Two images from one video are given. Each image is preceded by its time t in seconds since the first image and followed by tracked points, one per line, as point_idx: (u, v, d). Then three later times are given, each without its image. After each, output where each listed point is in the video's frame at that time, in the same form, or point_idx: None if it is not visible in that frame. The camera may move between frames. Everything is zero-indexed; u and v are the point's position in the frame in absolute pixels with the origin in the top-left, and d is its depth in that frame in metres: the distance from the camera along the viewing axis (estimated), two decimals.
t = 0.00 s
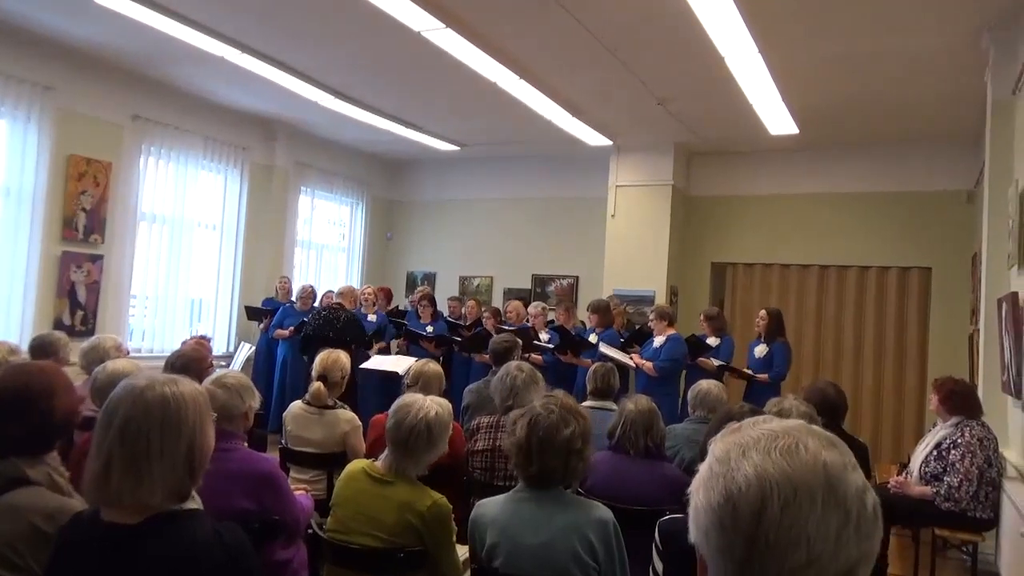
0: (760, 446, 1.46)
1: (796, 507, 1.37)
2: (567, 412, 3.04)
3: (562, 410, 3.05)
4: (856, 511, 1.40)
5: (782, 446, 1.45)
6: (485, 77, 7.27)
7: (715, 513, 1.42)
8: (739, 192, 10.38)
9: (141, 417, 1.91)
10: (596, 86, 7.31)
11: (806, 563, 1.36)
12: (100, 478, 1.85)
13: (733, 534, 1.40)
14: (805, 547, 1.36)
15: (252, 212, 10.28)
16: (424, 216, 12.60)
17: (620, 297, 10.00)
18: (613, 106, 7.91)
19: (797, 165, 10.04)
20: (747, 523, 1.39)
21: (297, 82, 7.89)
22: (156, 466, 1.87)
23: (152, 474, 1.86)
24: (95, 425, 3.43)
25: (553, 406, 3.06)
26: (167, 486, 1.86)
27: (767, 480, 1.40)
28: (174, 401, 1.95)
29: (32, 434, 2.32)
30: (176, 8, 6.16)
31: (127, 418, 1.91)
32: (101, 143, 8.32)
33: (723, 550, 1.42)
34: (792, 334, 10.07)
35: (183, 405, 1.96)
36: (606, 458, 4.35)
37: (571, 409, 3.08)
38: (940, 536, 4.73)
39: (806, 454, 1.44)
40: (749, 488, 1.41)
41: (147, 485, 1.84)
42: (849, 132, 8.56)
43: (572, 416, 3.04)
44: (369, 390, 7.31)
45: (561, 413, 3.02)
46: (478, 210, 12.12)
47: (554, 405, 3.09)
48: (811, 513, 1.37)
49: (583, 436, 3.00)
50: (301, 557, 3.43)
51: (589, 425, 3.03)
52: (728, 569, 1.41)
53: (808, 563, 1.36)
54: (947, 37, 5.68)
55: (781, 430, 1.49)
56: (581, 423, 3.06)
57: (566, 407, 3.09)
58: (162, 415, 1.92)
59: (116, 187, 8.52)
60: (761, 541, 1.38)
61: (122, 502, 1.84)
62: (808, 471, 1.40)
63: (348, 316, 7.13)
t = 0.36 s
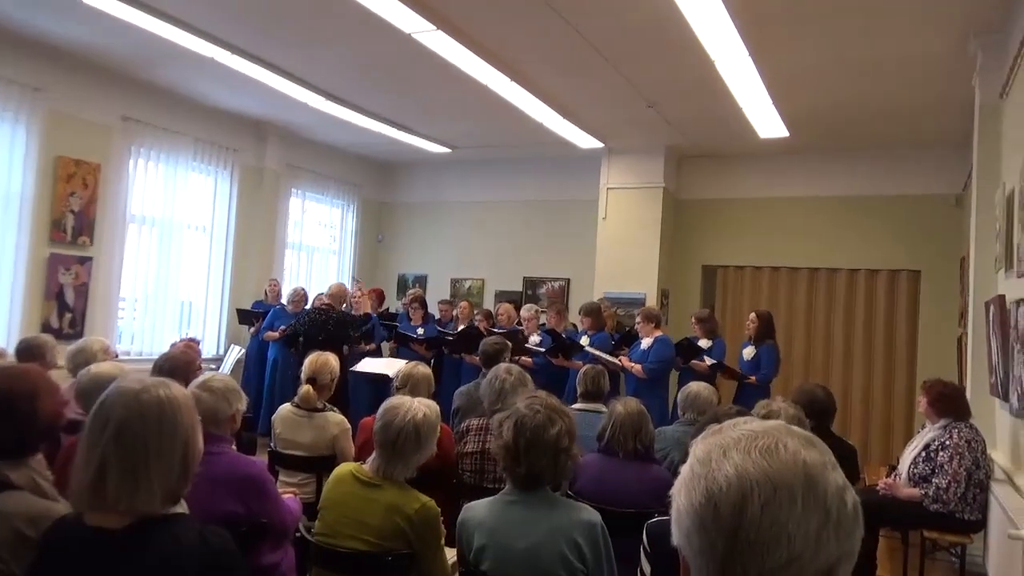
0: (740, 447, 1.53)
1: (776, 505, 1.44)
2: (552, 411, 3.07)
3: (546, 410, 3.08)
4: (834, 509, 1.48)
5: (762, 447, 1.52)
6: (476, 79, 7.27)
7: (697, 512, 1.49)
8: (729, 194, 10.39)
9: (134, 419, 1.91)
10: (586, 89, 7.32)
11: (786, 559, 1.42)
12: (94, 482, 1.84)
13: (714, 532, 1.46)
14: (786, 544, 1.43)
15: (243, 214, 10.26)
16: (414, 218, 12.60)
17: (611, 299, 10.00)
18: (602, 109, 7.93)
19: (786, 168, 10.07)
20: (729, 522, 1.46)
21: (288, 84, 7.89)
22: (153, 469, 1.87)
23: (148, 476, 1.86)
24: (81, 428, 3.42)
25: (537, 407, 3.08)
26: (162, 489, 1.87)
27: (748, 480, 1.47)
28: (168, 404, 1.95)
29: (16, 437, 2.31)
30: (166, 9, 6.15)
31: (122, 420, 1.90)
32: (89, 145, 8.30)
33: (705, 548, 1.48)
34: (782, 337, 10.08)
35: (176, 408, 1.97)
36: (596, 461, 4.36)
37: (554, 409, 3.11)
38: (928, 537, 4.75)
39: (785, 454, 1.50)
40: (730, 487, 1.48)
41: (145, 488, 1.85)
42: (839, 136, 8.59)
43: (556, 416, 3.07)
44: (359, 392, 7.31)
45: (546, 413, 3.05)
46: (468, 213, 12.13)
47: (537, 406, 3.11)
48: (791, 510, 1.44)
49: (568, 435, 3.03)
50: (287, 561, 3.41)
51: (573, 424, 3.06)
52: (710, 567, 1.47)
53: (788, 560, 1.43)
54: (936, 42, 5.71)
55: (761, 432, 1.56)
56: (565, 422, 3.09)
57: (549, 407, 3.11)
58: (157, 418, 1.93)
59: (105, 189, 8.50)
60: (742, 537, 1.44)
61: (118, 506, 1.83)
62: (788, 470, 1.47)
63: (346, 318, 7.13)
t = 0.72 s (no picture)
0: (716, 446, 1.49)
1: (751, 505, 1.40)
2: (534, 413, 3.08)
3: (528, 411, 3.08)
4: (810, 509, 1.44)
5: (738, 447, 1.48)
6: (463, 80, 7.27)
7: (673, 513, 1.45)
8: (714, 197, 10.43)
9: (112, 421, 1.90)
10: (573, 91, 7.33)
11: (762, 561, 1.39)
12: (72, 483, 1.84)
13: (691, 533, 1.43)
14: (761, 544, 1.39)
15: (228, 214, 10.23)
16: (400, 219, 12.60)
17: (597, 301, 10.00)
18: (589, 111, 7.94)
19: (772, 170, 10.10)
20: (705, 523, 1.42)
21: (274, 84, 7.88)
22: (131, 469, 1.87)
23: (127, 478, 1.86)
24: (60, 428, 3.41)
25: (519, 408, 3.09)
26: (140, 490, 1.87)
27: (724, 480, 1.43)
28: (145, 404, 1.95)
29: None
30: (152, 8, 6.13)
31: (99, 421, 1.90)
32: (74, 143, 8.27)
33: (681, 549, 1.44)
34: (767, 339, 10.11)
35: (155, 408, 1.97)
36: (581, 462, 4.36)
37: (536, 411, 3.12)
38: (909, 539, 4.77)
39: (761, 453, 1.47)
40: (706, 487, 1.44)
41: (123, 490, 1.85)
42: (825, 139, 8.62)
43: (539, 417, 3.08)
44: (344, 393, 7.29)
45: (528, 415, 3.05)
46: (455, 214, 12.14)
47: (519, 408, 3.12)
48: (766, 511, 1.40)
49: (551, 436, 3.05)
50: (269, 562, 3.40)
51: (555, 425, 3.07)
52: (687, 568, 1.44)
53: (764, 560, 1.39)
54: (922, 46, 5.74)
55: (739, 431, 1.51)
56: (547, 424, 3.10)
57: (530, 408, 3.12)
58: (135, 418, 1.92)
59: (90, 187, 8.46)
60: (718, 538, 1.40)
61: (95, 508, 1.83)
62: (764, 470, 1.43)
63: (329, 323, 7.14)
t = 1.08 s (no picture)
0: (693, 444, 1.55)
1: (728, 500, 1.46)
2: (517, 411, 3.06)
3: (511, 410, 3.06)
4: (787, 502, 1.49)
5: (715, 444, 1.54)
6: (452, 80, 7.26)
7: (653, 510, 1.51)
8: (702, 197, 10.43)
9: (96, 423, 1.88)
10: (561, 91, 7.34)
11: (739, 554, 1.45)
12: (54, 487, 1.82)
13: (670, 529, 1.49)
14: (738, 538, 1.45)
15: (216, 214, 10.18)
16: (389, 220, 12.57)
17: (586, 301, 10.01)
18: (577, 112, 7.94)
19: (757, 171, 10.13)
20: (683, 518, 1.48)
21: (262, 84, 7.86)
22: (115, 472, 1.85)
23: (111, 482, 1.84)
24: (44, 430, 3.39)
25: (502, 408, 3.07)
26: (125, 494, 1.86)
27: (701, 477, 1.49)
28: (130, 406, 1.93)
29: None
30: (138, 7, 6.10)
31: (83, 424, 1.88)
32: (59, 143, 8.21)
33: (661, 545, 1.51)
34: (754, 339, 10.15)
35: (139, 412, 1.95)
36: (569, 462, 4.36)
37: (519, 409, 3.10)
38: (896, 538, 4.80)
39: (737, 449, 1.53)
40: (683, 484, 1.50)
41: (107, 494, 1.83)
42: (810, 140, 8.66)
43: (522, 415, 3.06)
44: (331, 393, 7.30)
45: (511, 414, 3.04)
46: (444, 214, 12.13)
47: (502, 407, 3.10)
48: (742, 506, 1.46)
49: (536, 434, 3.03)
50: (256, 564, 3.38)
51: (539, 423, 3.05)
52: (667, 562, 1.50)
53: (741, 554, 1.45)
54: (908, 49, 5.77)
55: (716, 429, 1.57)
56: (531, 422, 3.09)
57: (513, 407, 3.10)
58: (118, 421, 1.90)
59: (75, 187, 8.40)
60: (696, 533, 1.47)
61: (78, 511, 1.82)
62: (740, 465, 1.49)
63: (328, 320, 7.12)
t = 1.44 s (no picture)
0: (687, 450, 1.51)
1: (723, 505, 1.43)
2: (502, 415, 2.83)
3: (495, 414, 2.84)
4: (783, 507, 1.46)
5: (709, 448, 1.50)
6: (438, 70, 7.05)
7: (645, 518, 1.47)
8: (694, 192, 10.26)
9: (61, 431, 1.73)
10: (552, 83, 7.15)
11: (734, 562, 1.41)
12: (13, 501, 1.67)
13: (663, 537, 1.45)
14: (734, 545, 1.41)
15: (190, 210, 9.94)
16: (373, 217, 12.36)
17: (580, 300, 9.80)
18: (568, 104, 7.74)
19: (753, 167, 9.96)
20: (676, 526, 1.45)
21: (240, 74, 7.64)
22: (81, 486, 1.71)
23: (76, 497, 1.70)
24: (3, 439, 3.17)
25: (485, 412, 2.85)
26: (91, 509, 1.71)
27: (695, 482, 1.45)
28: (98, 414, 1.78)
29: None
30: None
31: (46, 432, 1.73)
32: (22, 135, 7.97)
33: (653, 554, 1.47)
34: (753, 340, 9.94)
35: (106, 418, 1.80)
36: (560, 469, 4.17)
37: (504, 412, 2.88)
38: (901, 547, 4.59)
39: (732, 454, 1.49)
40: (677, 490, 1.46)
41: (72, 510, 1.69)
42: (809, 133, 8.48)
43: (508, 419, 2.84)
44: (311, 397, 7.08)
45: (496, 419, 2.82)
46: (429, 211, 11.93)
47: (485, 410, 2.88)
48: (737, 511, 1.43)
49: (524, 438, 2.81)
50: None
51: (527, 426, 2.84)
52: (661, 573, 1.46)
53: (737, 562, 1.41)
54: (911, 38, 5.59)
55: (711, 433, 1.54)
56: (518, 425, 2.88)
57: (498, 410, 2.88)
58: (86, 429, 1.76)
59: (39, 180, 8.15)
60: (691, 541, 1.43)
61: (39, 527, 1.67)
62: (735, 469, 1.46)
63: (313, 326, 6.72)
